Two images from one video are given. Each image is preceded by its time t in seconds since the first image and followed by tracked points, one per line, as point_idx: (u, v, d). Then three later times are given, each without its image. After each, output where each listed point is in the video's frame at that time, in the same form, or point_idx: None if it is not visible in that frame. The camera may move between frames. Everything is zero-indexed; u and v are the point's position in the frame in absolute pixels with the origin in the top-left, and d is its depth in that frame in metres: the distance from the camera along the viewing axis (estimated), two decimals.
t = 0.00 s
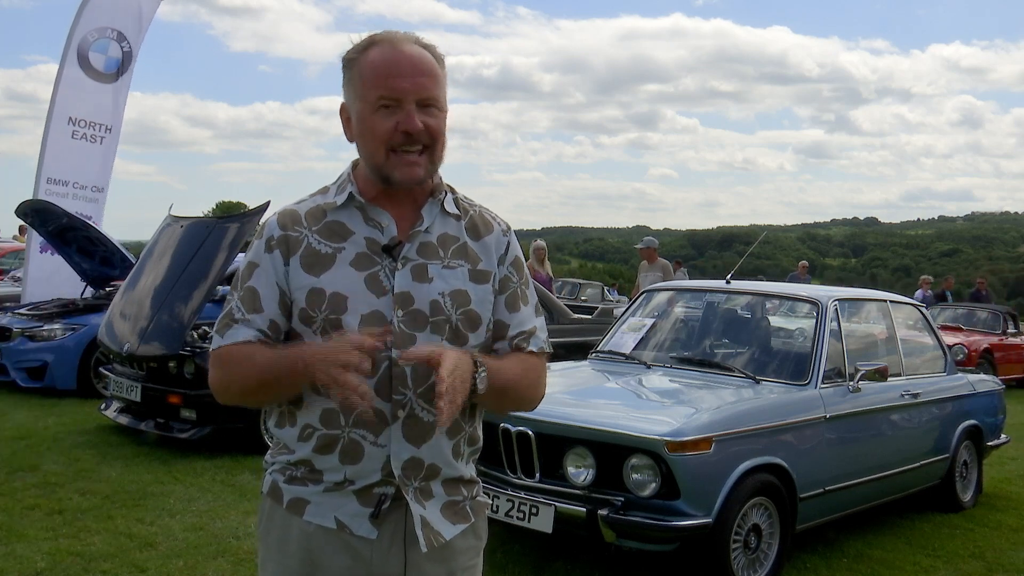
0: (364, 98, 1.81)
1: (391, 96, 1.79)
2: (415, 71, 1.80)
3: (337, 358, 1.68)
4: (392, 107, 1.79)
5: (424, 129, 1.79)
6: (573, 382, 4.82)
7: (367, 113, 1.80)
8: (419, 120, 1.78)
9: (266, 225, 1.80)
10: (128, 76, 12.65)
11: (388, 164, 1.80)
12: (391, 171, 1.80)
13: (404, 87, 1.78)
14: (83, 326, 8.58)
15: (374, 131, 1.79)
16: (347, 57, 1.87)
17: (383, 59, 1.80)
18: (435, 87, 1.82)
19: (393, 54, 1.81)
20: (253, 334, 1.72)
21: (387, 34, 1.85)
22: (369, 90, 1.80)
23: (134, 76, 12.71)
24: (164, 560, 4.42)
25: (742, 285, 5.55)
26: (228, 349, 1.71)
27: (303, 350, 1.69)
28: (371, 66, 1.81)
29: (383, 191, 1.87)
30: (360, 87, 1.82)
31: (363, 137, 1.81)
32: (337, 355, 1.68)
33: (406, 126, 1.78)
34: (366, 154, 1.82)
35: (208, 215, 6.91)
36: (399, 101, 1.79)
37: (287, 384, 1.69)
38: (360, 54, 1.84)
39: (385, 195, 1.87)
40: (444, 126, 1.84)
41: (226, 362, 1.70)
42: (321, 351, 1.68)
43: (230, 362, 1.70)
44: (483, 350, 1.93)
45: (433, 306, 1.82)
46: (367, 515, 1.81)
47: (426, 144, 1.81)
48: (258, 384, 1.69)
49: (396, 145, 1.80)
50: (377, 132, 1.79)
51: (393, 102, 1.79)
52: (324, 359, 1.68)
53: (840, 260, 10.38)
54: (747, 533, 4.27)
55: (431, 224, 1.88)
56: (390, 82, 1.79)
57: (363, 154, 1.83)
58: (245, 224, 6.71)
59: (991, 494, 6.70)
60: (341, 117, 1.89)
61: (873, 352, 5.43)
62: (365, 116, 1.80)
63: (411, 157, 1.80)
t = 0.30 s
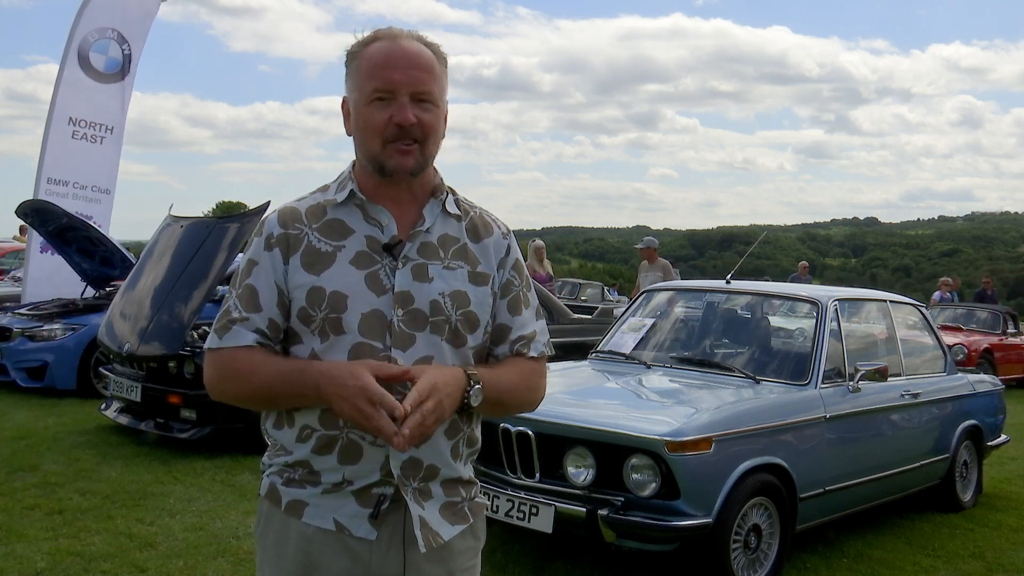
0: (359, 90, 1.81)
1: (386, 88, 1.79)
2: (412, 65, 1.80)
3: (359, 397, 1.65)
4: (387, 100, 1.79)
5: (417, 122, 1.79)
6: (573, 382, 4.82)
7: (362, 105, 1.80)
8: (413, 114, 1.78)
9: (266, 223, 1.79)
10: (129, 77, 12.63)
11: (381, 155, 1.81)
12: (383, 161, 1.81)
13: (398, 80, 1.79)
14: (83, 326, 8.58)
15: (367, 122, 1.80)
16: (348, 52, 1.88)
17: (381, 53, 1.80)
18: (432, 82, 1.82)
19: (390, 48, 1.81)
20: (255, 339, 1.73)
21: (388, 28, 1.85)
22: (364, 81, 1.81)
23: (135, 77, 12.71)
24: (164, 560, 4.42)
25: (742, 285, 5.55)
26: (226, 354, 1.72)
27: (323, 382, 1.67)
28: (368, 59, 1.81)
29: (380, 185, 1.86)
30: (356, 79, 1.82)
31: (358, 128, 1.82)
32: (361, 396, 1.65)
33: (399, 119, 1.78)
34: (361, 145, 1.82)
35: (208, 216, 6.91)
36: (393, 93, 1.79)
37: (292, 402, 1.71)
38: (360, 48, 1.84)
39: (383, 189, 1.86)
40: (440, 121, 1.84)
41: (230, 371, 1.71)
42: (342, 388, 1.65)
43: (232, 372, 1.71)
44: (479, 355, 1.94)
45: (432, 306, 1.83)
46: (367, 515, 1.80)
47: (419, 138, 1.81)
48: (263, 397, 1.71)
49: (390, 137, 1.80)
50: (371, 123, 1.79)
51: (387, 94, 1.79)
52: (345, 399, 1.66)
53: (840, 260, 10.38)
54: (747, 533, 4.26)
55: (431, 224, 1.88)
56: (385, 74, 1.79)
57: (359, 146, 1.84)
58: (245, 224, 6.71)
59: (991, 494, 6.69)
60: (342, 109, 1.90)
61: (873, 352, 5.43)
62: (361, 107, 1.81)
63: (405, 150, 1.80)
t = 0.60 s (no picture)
0: (370, 89, 1.79)
1: (397, 90, 1.77)
2: (424, 69, 1.80)
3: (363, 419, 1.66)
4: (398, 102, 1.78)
5: (427, 127, 1.80)
6: (573, 382, 4.82)
7: (371, 105, 1.79)
8: (424, 118, 1.79)
9: (261, 222, 1.77)
10: (129, 78, 12.63)
11: (389, 158, 1.80)
12: (391, 164, 1.81)
13: (411, 83, 1.78)
14: (83, 326, 8.58)
15: (377, 124, 1.78)
16: (353, 48, 1.85)
17: (393, 54, 1.80)
18: (440, 85, 1.82)
19: (403, 49, 1.80)
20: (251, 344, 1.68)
21: (398, 28, 1.84)
22: (376, 82, 1.79)
23: (135, 77, 12.71)
24: (165, 560, 4.42)
25: (742, 285, 5.55)
26: (223, 358, 1.67)
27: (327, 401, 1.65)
28: (379, 58, 1.80)
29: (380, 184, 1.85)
30: (365, 77, 1.80)
31: (366, 128, 1.80)
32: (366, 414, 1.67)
33: (410, 123, 1.77)
34: (367, 147, 1.82)
35: (208, 215, 6.92)
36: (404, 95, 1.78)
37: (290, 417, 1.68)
38: (370, 46, 1.82)
39: (381, 189, 1.85)
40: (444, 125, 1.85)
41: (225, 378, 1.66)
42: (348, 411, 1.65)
43: (229, 380, 1.66)
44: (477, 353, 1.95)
45: (432, 306, 1.83)
46: (371, 515, 1.80)
47: (426, 142, 1.81)
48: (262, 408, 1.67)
49: (399, 140, 1.80)
50: (380, 126, 1.78)
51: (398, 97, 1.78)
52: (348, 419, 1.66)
53: (840, 260, 10.38)
54: (747, 533, 4.27)
55: (428, 224, 1.89)
56: (397, 76, 1.78)
57: (364, 146, 1.83)
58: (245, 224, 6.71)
59: (991, 494, 6.69)
60: (342, 106, 1.88)
61: (873, 352, 5.43)
62: (368, 107, 1.79)
63: (413, 154, 1.81)
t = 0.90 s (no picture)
0: (390, 93, 1.77)
1: (420, 98, 1.78)
2: (439, 80, 1.82)
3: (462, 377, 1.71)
4: (419, 109, 1.79)
5: (442, 136, 1.83)
6: (572, 382, 4.82)
7: (392, 110, 1.77)
8: (439, 126, 1.81)
9: (263, 222, 1.68)
10: (128, 78, 12.64)
11: (404, 163, 1.80)
12: (408, 172, 1.81)
13: (432, 93, 1.80)
14: (84, 326, 8.58)
15: (400, 129, 1.77)
16: (362, 47, 1.81)
17: (412, 61, 1.79)
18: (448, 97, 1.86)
19: (420, 57, 1.81)
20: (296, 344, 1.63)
21: (404, 33, 1.84)
22: (395, 86, 1.77)
23: (134, 78, 12.72)
24: (164, 560, 4.42)
25: (742, 285, 5.55)
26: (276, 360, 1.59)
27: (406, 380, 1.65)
28: (399, 63, 1.78)
29: (377, 189, 1.85)
30: (383, 80, 1.78)
31: (382, 131, 1.78)
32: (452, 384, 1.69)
33: (430, 131, 1.79)
34: (379, 150, 1.79)
35: (208, 215, 6.92)
36: (426, 104, 1.79)
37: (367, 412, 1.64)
38: (387, 49, 1.80)
39: (373, 189, 1.85)
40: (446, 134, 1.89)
41: (285, 383, 1.59)
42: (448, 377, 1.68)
43: (287, 384, 1.59)
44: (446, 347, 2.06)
45: (434, 300, 1.87)
46: (395, 513, 1.80)
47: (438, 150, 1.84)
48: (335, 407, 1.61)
49: (416, 147, 1.80)
50: (400, 131, 1.77)
51: (420, 104, 1.79)
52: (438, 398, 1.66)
53: (840, 260, 10.39)
54: (747, 533, 4.27)
55: (414, 223, 1.93)
56: (420, 84, 1.78)
57: (372, 148, 1.80)
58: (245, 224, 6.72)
59: (991, 494, 6.69)
60: (337, 101, 1.81)
61: (873, 352, 5.43)
62: (387, 111, 1.77)
63: (426, 161, 1.82)
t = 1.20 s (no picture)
0: (360, 83, 1.78)
1: (389, 83, 1.78)
2: (409, 61, 1.82)
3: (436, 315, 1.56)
4: (390, 94, 1.79)
5: (419, 118, 1.81)
6: (572, 382, 4.82)
7: (363, 98, 1.78)
8: (415, 109, 1.80)
9: (269, 216, 1.67)
10: (128, 78, 12.66)
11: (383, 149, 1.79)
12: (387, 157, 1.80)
13: (400, 75, 1.79)
14: (83, 326, 8.59)
15: (374, 116, 1.77)
16: (333, 47, 1.83)
17: (379, 48, 1.80)
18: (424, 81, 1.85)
19: (389, 45, 1.81)
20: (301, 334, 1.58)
21: (375, 28, 1.85)
22: (365, 75, 1.78)
23: (134, 78, 12.73)
24: (165, 560, 4.42)
25: (742, 284, 5.55)
26: (287, 338, 1.51)
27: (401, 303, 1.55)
28: (366, 54, 1.79)
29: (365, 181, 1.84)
30: (354, 71, 1.79)
31: (357, 121, 1.78)
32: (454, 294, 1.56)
33: (403, 113, 1.78)
34: (357, 140, 1.80)
35: (208, 215, 6.93)
36: (397, 88, 1.79)
37: (376, 350, 1.50)
38: (355, 44, 1.81)
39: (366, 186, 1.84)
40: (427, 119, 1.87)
41: (287, 345, 1.51)
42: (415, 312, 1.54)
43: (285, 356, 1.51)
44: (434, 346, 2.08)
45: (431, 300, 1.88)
46: (395, 512, 1.80)
47: (417, 133, 1.83)
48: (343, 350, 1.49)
49: (391, 130, 1.79)
50: (374, 117, 1.77)
51: (390, 89, 1.79)
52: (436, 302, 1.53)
53: (840, 260, 10.40)
54: (747, 533, 4.27)
55: (408, 223, 1.94)
56: (388, 70, 1.78)
57: (352, 140, 1.81)
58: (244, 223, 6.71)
59: (991, 494, 6.70)
60: (317, 101, 1.83)
61: (873, 352, 5.43)
62: (358, 100, 1.78)
63: (406, 144, 1.81)
